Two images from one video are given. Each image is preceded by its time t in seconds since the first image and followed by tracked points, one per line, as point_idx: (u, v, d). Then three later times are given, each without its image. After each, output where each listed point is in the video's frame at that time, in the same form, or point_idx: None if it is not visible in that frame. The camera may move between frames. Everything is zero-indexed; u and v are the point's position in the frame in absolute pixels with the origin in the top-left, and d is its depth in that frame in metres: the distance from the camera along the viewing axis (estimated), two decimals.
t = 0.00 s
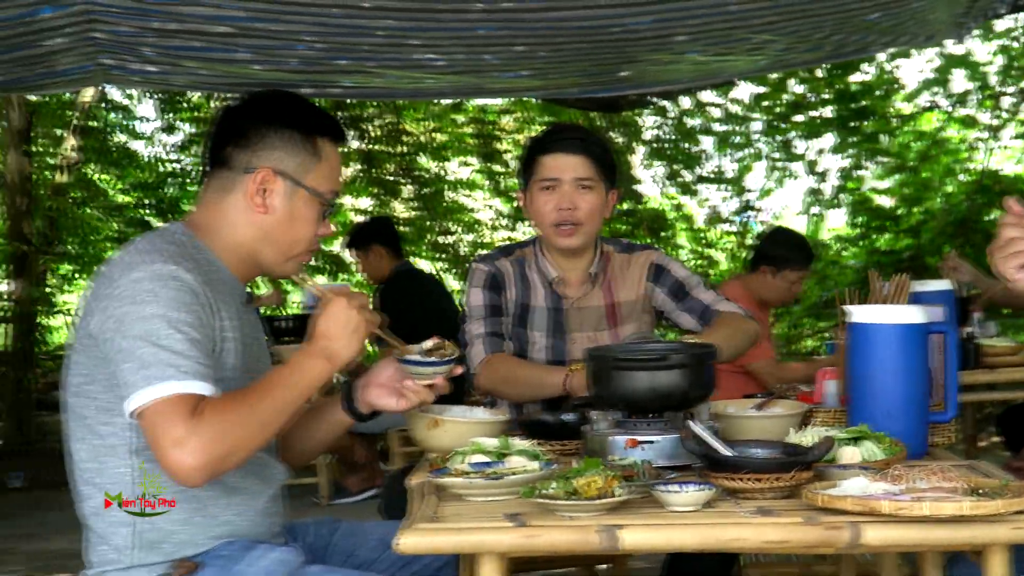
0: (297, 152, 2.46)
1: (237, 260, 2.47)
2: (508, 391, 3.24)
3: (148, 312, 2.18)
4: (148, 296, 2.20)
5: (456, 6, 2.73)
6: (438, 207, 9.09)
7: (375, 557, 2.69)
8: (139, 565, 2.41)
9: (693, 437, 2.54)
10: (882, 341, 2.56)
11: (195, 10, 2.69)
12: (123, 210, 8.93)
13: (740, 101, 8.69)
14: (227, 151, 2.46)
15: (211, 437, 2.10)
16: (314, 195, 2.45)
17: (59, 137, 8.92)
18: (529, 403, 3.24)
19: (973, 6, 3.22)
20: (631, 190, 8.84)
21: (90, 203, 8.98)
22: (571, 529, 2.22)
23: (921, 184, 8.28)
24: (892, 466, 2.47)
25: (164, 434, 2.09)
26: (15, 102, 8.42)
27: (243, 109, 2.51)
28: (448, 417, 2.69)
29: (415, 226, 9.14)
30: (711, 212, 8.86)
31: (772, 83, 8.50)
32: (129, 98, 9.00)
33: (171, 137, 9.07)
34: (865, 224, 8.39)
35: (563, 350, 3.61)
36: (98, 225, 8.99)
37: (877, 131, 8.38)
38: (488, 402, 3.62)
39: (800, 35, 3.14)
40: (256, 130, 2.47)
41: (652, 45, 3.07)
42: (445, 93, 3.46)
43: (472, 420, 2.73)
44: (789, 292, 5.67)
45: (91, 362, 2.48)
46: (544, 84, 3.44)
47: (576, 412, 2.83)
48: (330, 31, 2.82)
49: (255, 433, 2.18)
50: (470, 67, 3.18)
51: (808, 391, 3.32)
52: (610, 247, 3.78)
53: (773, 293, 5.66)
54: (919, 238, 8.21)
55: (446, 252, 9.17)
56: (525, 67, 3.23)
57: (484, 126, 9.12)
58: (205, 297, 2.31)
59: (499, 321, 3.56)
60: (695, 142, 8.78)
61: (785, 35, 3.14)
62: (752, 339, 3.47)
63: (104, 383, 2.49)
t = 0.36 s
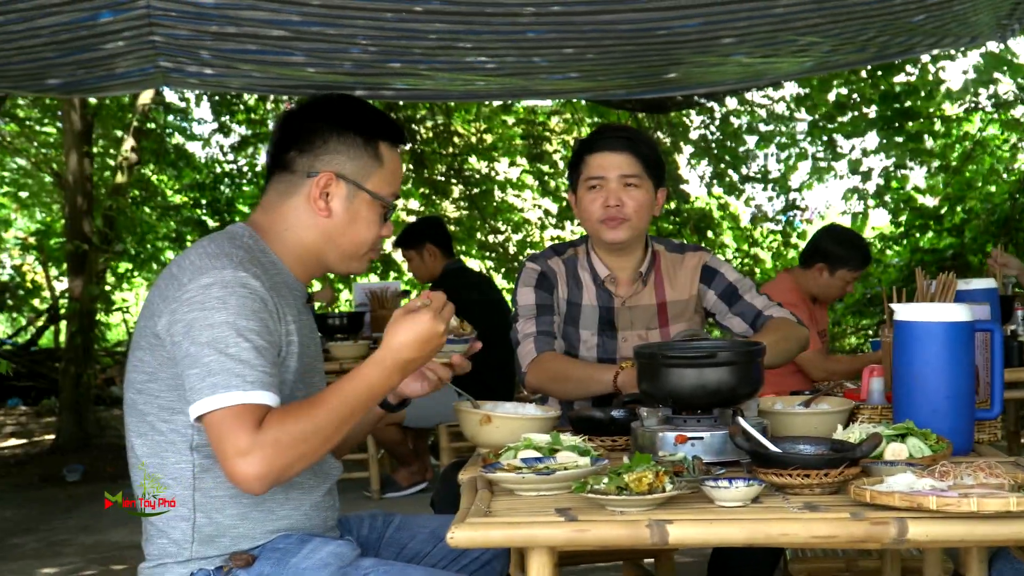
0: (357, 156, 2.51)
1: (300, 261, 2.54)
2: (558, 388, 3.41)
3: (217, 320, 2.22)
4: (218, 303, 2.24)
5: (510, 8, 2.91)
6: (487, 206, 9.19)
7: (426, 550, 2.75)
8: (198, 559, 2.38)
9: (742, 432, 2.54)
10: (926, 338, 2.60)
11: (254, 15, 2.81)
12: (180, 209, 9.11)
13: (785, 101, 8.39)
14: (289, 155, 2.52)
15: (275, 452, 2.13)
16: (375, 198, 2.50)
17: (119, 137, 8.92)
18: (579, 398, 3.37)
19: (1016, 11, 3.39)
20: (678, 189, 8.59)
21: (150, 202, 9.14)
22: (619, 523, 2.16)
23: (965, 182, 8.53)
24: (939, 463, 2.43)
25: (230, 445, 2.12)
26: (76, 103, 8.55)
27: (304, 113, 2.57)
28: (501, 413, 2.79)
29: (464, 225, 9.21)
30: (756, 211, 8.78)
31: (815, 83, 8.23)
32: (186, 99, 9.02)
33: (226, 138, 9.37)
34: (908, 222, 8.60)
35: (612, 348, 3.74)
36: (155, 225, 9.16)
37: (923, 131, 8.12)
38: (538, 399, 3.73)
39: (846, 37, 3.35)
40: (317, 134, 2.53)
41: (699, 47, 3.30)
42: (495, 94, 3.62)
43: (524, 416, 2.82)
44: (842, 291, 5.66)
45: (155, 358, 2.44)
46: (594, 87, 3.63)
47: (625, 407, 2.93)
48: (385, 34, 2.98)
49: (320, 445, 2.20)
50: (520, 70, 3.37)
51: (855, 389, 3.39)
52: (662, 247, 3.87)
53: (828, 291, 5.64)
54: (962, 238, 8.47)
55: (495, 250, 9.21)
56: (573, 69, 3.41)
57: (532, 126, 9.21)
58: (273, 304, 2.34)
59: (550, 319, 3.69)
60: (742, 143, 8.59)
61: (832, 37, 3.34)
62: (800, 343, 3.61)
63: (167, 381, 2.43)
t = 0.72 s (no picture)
0: (394, 179, 2.58)
1: (324, 273, 2.60)
2: (566, 386, 3.43)
3: (239, 311, 2.25)
4: (240, 295, 2.28)
5: (524, 12, 2.96)
6: (499, 207, 9.22)
7: (435, 545, 2.78)
8: (212, 551, 2.41)
9: (750, 432, 2.56)
10: (933, 340, 2.62)
11: (270, 16, 2.85)
12: (195, 206, 9.14)
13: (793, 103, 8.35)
14: (329, 172, 2.61)
15: (287, 445, 2.17)
16: (405, 220, 2.56)
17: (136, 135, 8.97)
18: (586, 397, 3.41)
19: None
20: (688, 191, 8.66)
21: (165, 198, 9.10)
22: (629, 521, 2.18)
23: (971, 188, 8.62)
24: (945, 465, 2.44)
25: (244, 437, 2.15)
26: (94, 101, 8.60)
27: (350, 135, 2.66)
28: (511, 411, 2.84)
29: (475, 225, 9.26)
30: (765, 213, 8.73)
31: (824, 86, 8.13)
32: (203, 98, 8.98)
33: (241, 137, 9.37)
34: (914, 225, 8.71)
35: (621, 348, 3.76)
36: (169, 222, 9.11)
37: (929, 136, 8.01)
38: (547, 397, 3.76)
39: (856, 42, 3.38)
40: (358, 154, 2.61)
41: (710, 51, 3.33)
42: (507, 95, 3.64)
43: (534, 414, 2.86)
44: (827, 289, 5.77)
45: (174, 347, 2.47)
46: (606, 90, 3.65)
47: (634, 406, 2.97)
48: (400, 35, 3.02)
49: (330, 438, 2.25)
50: (533, 72, 3.40)
51: (862, 391, 3.43)
52: (673, 250, 3.90)
53: (812, 290, 5.76)
54: (969, 241, 8.65)
55: (506, 250, 9.25)
56: (585, 72, 3.44)
57: (544, 128, 9.22)
58: (292, 300, 2.38)
59: (560, 318, 3.71)
60: (752, 145, 8.57)
61: (841, 43, 3.38)
62: (808, 348, 3.64)
63: (183, 370, 2.46)
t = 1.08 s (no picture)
0: (410, 192, 2.57)
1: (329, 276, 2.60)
2: (571, 386, 3.43)
3: (238, 313, 2.25)
4: (241, 297, 2.28)
5: (530, 12, 2.97)
6: (504, 207, 9.21)
7: (440, 545, 2.78)
8: (216, 550, 2.41)
9: (755, 432, 2.56)
10: (937, 341, 2.63)
11: (276, 15, 2.86)
12: (201, 206, 9.12)
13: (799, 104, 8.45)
14: (350, 176, 2.63)
15: (271, 450, 2.15)
16: (413, 235, 2.55)
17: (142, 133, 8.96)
18: (589, 398, 3.41)
19: None
20: (693, 192, 8.68)
21: (171, 199, 8.92)
22: (634, 521, 2.18)
23: (976, 189, 8.44)
24: (950, 465, 2.44)
25: (228, 440, 2.15)
26: (100, 100, 8.59)
27: (376, 143, 2.67)
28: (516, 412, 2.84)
29: (480, 226, 9.27)
30: (770, 214, 8.71)
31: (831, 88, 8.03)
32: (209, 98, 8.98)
33: (247, 136, 9.25)
34: (919, 225, 8.62)
35: (626, 349, 3.77)
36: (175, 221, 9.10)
37: (935, 136, 8.07)
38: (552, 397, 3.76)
39: (862, 42, 3.38)
40: (380, 162, 2.61)
41: (717, 51, 3.33)
42: (513, 95, 3.64)
43: (539, 414, 2.87)
44: (835, 279, 5.88)
45: (179, 346, 2.47)
46: (611, 90, 3.65)
47: (639, 407, 2.97)
48: (407, 35, 3.02)
49: (316, 447, 2.22)
50: (540, 72, 3.40)
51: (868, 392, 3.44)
52: (679, 251, 3.90)
53: (821, 281, 5.86)
54: (974, 243, 8.52)
55: (512, 250, 9.26)
56: (591, 72, 3.44)
57: (549, 128, 9.24)
58: (295, 303, 2.38)
59: (565, 319, 3.72)
60: (758, 145, 8.54)
61: (847, 43, 3.38)
62: (813, 350, 3.63)
63: (188, 369, 2.46)
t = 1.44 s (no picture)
0: (401, 196, 2.57)
1: (319, 277, 2.60)
2: (560, 387, 3.43)
3: (225, 313, 2.25)
4: (228, 297, 2.27)
5: (522, 11, 2.98)
6: (494, 207, 9.21)
7: (428, 544, 2.78)
8: (204, 549, 2.40)
9: (744, 433, 2.56)
10: (926, 343, 2.63)
11: (268, 13, 2.86)
12: (192, 204, 9.10)
13: (790, 106, 8.44)
14: (340, 177, 2.61)
15: (262, 446, 2.15)
16: (405, 239, 2.55)
17: (133, 131, 8.92)
18: (579, 398, 3.41)
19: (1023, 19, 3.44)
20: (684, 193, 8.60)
21: (162, 196, 9.07)
22: (623, 521, 2.18)
23: (967, 191, 8.59)
24: (938, 467, 2.44)
25: (218, 441, 2.15)
26: (91, 98, 8.55)
27: (367, 144, 2.66)
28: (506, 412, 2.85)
29: (471, 225, 9.27)
30: (761, 216, 8.70)
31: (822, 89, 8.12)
32: (201, 96, 8.98)
33: (239, 135, 9.30)
34: (909, 228, 8.75)
35: (617, 349, 3.78)
36: (166, 219, 9.06)
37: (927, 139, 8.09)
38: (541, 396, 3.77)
39: (854, 44, 3.39)
40: (371, 164, 2.60)
41: (709, 52, 3.33)
42: (505, 95, 3.64)
43: (528, 414, 2.87)
44: (853, 282, 5.88)
45: (166, 346, 2.47)
46: (603, 90, 3.65)
47: (629, 407, 2.98)
48: (398, 34, 3.02)
49: (305, 434, 2.22)
50: (531, 72, 3.40)
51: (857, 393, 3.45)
52: (670, 252, 3.91)
53: (837, 284, 5.86)
54: (964, 245, 8.62)
55: (503, 249, 9.27)
56: (583, 72, 3.44)
57: (540, 128, 9.22)
58: (282, 301, 2.38)
59: (556, 318, 3.72)
60: (749, 147, 8.52)
61: (839, 44, 3.38)
62: (804, 349, 3.63)
63: (175, 370, 2.46)
